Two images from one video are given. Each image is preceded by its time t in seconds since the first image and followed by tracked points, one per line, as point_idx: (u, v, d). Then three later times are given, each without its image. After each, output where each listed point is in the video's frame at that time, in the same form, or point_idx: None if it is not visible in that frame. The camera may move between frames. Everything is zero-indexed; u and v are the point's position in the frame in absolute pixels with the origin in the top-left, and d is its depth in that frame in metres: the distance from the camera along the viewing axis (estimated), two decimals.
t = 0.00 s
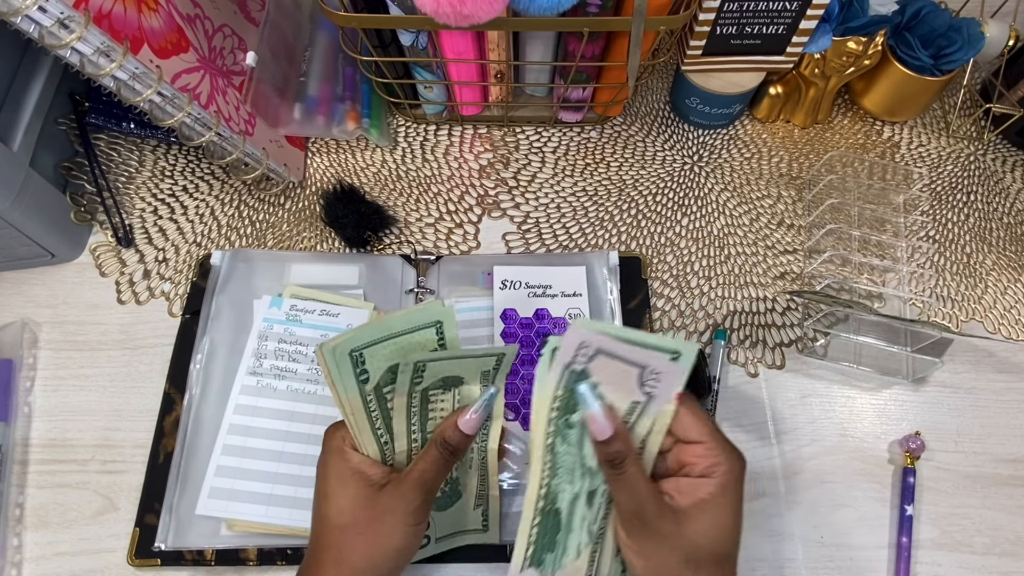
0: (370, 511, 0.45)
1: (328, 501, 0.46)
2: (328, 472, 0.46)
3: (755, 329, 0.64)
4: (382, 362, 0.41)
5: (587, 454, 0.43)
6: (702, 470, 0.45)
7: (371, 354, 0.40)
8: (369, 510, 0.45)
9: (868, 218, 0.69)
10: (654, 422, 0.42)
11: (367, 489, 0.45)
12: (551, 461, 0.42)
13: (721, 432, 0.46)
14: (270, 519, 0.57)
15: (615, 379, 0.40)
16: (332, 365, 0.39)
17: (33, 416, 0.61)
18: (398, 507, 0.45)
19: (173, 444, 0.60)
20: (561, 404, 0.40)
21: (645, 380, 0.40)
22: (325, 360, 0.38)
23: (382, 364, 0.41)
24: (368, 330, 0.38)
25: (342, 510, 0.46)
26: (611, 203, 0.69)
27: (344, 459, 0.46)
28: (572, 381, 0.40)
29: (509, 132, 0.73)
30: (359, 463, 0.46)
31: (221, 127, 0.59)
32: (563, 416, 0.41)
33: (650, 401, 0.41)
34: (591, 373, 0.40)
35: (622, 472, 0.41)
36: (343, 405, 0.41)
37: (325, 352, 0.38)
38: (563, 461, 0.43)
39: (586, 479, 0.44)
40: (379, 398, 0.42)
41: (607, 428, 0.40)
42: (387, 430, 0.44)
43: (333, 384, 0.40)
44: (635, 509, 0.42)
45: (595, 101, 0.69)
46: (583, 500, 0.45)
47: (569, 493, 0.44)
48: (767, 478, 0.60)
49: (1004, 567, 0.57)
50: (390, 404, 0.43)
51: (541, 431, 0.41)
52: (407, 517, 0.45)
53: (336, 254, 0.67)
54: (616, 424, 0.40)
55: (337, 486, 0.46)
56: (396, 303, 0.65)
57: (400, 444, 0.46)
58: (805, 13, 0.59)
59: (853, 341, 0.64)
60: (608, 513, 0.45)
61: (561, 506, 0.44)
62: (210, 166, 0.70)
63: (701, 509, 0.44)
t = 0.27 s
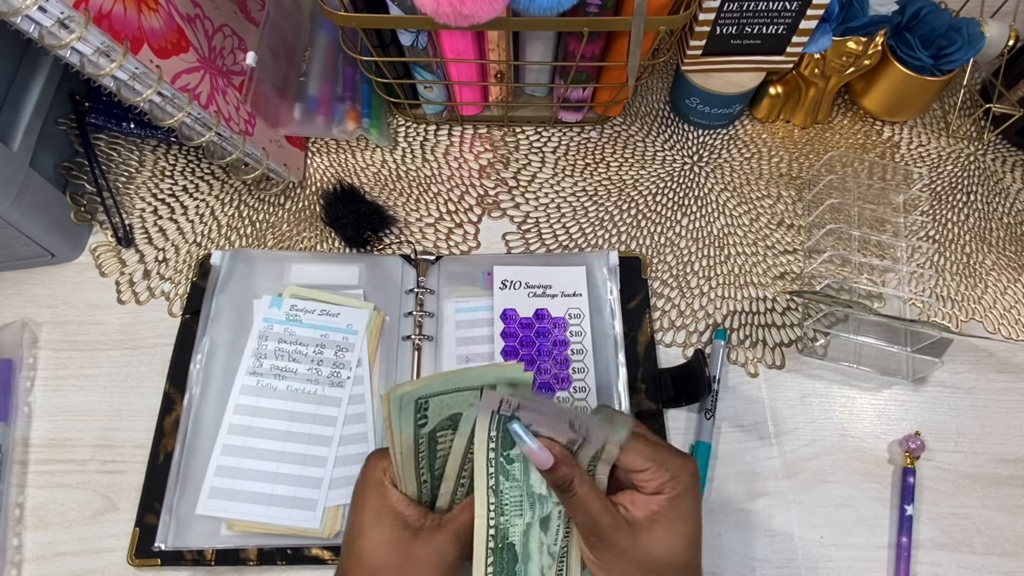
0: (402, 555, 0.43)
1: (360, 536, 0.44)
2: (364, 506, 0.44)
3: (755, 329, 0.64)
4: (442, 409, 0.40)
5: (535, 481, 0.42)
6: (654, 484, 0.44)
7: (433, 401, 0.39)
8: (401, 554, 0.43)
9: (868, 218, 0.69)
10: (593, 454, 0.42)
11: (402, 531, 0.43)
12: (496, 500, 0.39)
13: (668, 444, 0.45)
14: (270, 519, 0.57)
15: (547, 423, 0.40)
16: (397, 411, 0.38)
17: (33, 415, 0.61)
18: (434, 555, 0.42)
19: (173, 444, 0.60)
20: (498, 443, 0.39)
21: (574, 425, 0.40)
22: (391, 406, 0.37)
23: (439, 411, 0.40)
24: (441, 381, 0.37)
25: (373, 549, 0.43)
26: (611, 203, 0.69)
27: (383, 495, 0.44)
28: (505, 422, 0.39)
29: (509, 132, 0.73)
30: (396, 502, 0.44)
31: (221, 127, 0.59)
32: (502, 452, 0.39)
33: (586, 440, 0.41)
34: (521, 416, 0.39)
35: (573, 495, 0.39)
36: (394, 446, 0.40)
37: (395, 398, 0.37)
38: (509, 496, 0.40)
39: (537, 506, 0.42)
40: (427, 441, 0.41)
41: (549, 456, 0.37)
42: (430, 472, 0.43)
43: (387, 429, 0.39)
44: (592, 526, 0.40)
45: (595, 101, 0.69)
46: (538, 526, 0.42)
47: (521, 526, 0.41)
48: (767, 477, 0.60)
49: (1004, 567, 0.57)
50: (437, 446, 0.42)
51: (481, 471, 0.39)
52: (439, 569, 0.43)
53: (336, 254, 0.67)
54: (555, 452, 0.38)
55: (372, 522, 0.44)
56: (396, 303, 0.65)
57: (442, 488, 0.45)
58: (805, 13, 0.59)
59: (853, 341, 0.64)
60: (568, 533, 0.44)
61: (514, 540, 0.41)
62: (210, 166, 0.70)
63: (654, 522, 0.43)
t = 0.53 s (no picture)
0: (405, 557, 0.42)
1: (364, 537, 0.44)
2: (370, 508, 0.45)
3: (755, 329, 0.64)
4: (446, 410, 0.40)
5: (539, 476, 0.43)
6: (659, 485, 0.45)
7: (438, 401, 0.40)
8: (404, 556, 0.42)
9: (868, 218, 0.69)
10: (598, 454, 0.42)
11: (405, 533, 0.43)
12: (501, 492, 0.40)
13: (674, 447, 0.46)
14: (270, 519, 0.57)
15: (554, 422, 0.39)
16: (404, 412, 0.39)
17: (32, 415, 0.61)
18: (436, 559, 0.42)
19: (173, 444, 0.60)
20: (504, 436, 0.39)
21: (579, 425, 0.40)
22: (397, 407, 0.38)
23: (444, 412, 0.40)
24: (444, 381, 0.38)
25: (377, 550, 0.43)
26: (611, 204, 0.69)
27: (388, 498, 0.44)
28: (511, 417, 0.39)
29: (509, 132, 0.73)
30: (401, 504, 0.44)
31: (221, 127, 0.59)
32: (507, 446, 0.40)
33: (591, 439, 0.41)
34: (527, 413, 0.39)
35: (579, 489, 0.39)
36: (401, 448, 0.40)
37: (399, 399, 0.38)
38: (513, 489, 0.41)
39: (541, 502, 0.43)
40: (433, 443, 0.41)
41: (555, 451, 0.37)
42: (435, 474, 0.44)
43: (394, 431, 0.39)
44: (597, 522, 0.40)
45: (595, 101, 0.69)
46: (541, 521, 0.43)
47: (524, 520, 0.42)
48: (767, 477, 0.60)
49: (1004, 567, 0.57)
50: (442, 446, 0.42)
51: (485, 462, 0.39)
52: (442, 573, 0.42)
53: (336, 254, 0.67)
54: (564, 447, 0.38)
55: (376, 524, 0.44)
56: (396, 304, 0.65)
57: (445, 490, 0.45)
58: (805, 13, 0.59)
59: (853, 341, 0.64)
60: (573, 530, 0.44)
61: (518, 532, 0.41)
62: (210, 166, 0.70)
63: (658, 522, 0.44)
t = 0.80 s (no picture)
0: (399, 552, 0.40)
1: (362, 532, 0.43)
2: (366, 503, 0.43)
3: (755, 329, 0.64)
4: (437, 396, 0.39)
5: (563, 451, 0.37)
6: (677, 474, 0.42)
7: (428, 386, 0.38)
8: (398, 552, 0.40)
9: (868, 218, 0.69)
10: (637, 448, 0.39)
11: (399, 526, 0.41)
12: (523, 462, 0.36)
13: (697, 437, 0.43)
14: (269, 519, 0.57)
15: (587, 396, 0.37)
16: (393, 395, 0.38)
17: (32, 415, 0.61)
18: (427, 556, 0.39)
19: (173, 444, 0.60)
20: (530, 408, 0.36)
21: (610, 402, 0.38)
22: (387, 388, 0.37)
23: (436, 398, 0.39)
24: (434, 362, 0.37)
25: (373, 545, 0.42)
26: (611, 203, 0.69)
27: (384, 490, 0.43)
28: (541, 391, 0.36)
29: (509, 132, 0.73)
30: (396, 497, 0.42)
31: (220, 127, 0.59)
32: (533, 419, 0.36)
33: (623, 418, 0.38)
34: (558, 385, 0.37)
35: (599, 470, 0.37)
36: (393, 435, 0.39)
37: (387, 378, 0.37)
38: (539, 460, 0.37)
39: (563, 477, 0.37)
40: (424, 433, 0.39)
41: (581, 427, 0.37)
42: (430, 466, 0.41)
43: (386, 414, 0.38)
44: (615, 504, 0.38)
45: (595, 101, 0.69)
46: (560, 496, 0.37)
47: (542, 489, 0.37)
48: (767, 477, 0.60)
49: (1004, 567, 0.57)
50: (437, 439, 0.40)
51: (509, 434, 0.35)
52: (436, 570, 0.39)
53: (336, 254, 0.67)
54: (591, 425, 0.37)
55: (371, 518, 0.42)
56: (396, 303, 0.65)
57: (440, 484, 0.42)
58: (805, 13, 0.59)
59: (853, 341, 0.64)
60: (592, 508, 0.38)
61: (535, 502, 0.37)
62: (210, 166, 0.70)
63: (676, 509, 0.41)
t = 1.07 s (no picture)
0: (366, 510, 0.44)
1: (328, 497, 0.46)
2: (329, 469, 0.46)
3: (755, 329, 0.64)
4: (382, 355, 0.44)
5: (626, 442, 0.42)
6: (738, 467, 0.45)
7: (368, 344, 0.44)
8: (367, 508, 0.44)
9: (868, 218, 0.69)
10: (696, 427, 0.43)
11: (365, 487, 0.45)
12: (589, 445, 0.43)
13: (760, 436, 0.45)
14: (269, 519, 0.57)
15: (669, 372, 0.42)
16: (340, 358, 0.43)
17: (32, 415, 0.61)
18: (394, 510, 0.43)
19: (173, 444, 0.60)
20: (608, 389, 0.41)
21: (700, 378, 0.42)
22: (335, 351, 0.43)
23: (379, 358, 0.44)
24: (367, 323, 0.43)
25: (341, 507, 0.45)
26: (611, 204, 0.69)
27: (346, 456, 0.46)
28: (624, 369, 0.41)
29: (509, 132, 0.73)
30: (360, 461, 0.46)
31: (221, 127, 0.59)
32: (609, 401, 0.42)
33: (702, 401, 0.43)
34: (643, 363, 0.41)
35: (663, 465, 0.41)
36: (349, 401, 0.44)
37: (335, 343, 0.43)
38: (601, 445, 0.43)
39: (623, 467, 0.44)
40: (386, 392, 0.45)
41: (652, 416, 0.40)
42: (416, 427, 0.46)
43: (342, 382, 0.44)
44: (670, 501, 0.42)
45: (595, 101, 0.69)
46: (618, 487, 0.44)
47: (603, 479, 0.44)
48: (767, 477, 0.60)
49: (1005, 567, 0.57)
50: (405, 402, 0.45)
51: (583, 415, 0.42)
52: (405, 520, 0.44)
53: (336, 254, 0.67)
54: (661, 414, 0.40)
55: (336, 484, 0.46)
56: (396, 303, 0.65)
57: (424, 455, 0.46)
58: (805, 13, 0.59)
59: (853, 341, 0.64)
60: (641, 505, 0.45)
61: (596, 490, 0.44)
62: (210, 166, 0.70)
63: (734, 507, 0.43)
